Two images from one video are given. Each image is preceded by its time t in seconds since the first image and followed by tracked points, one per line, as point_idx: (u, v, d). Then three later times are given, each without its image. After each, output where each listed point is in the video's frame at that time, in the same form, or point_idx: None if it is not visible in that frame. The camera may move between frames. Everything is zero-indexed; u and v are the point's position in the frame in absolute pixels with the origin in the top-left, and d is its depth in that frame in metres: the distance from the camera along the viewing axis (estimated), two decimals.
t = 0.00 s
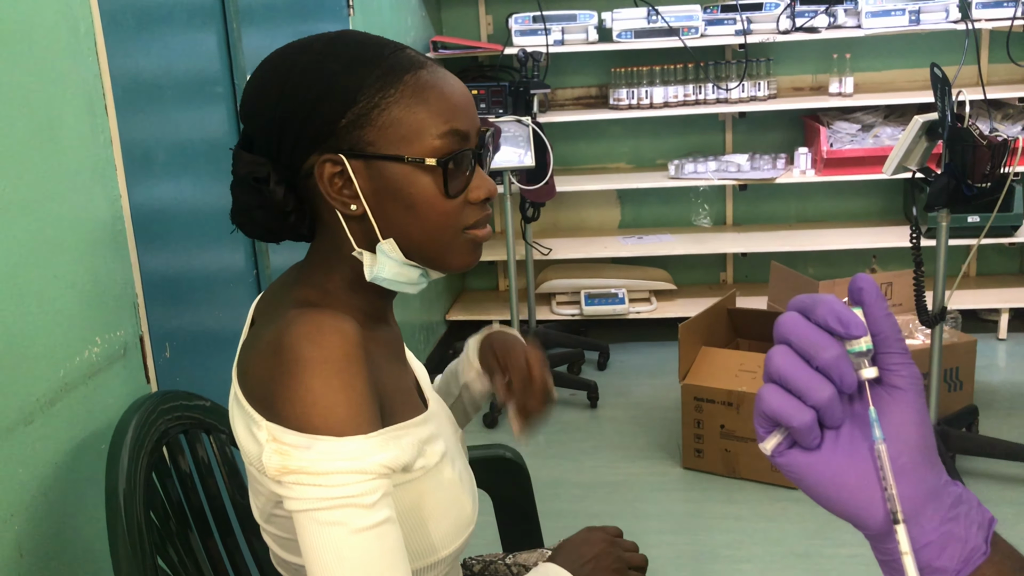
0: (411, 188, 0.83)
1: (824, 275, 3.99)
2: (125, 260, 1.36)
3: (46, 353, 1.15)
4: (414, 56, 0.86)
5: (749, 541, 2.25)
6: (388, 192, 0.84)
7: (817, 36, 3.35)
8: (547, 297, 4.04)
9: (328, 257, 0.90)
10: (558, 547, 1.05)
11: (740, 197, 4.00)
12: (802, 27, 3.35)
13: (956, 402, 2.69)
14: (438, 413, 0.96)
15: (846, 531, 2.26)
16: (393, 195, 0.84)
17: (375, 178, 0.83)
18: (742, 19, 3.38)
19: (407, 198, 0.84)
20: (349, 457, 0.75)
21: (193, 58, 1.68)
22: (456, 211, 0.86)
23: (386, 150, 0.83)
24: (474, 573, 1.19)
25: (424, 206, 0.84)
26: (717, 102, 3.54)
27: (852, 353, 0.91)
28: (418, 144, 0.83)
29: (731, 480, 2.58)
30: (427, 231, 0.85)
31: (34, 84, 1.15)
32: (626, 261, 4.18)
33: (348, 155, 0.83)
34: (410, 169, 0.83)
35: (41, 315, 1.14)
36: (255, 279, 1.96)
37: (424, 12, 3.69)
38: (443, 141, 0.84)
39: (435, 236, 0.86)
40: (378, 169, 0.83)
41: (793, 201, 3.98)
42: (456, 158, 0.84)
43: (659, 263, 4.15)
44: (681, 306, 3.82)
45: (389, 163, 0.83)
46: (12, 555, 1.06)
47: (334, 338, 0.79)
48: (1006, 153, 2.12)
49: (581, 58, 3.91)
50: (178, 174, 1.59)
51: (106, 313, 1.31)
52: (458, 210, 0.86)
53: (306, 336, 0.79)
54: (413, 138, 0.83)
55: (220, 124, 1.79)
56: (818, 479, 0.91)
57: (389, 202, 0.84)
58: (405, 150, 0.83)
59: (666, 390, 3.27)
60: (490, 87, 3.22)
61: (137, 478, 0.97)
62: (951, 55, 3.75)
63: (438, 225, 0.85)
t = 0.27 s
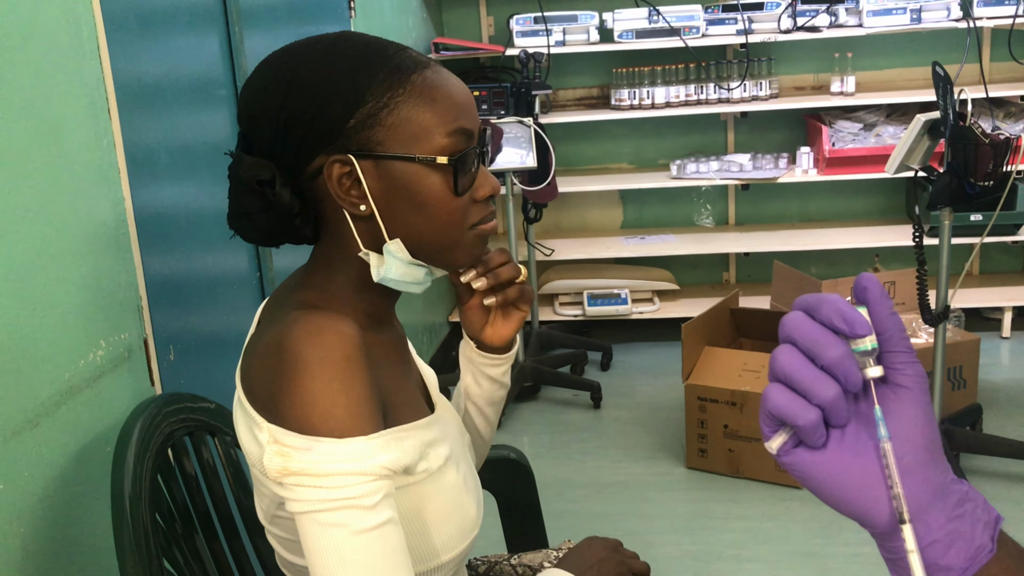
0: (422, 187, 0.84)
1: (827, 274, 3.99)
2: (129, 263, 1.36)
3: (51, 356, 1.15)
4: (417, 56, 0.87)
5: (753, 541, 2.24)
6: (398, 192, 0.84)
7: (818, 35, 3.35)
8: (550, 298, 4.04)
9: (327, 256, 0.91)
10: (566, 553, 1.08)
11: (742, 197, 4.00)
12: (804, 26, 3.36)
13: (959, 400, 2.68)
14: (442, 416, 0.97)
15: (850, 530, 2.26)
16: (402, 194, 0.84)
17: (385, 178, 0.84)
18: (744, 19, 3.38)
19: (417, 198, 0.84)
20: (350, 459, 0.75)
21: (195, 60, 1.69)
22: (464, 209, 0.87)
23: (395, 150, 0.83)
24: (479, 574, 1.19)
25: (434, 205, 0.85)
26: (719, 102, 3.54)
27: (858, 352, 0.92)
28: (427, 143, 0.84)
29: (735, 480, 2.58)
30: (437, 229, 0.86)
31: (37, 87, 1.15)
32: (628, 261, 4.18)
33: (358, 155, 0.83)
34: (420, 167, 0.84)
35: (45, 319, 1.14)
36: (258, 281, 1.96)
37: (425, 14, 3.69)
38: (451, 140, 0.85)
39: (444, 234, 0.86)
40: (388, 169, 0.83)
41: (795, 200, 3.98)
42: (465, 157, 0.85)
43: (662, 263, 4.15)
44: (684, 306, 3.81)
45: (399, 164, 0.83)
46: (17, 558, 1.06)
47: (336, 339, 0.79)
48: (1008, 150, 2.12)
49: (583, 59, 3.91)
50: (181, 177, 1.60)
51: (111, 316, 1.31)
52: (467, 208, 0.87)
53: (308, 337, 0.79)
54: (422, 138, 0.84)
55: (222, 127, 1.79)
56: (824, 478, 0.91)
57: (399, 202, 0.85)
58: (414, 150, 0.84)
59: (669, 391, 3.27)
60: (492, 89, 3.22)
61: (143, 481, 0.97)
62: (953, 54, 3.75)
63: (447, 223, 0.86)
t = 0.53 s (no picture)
0: (441, 188, 0.85)
1: (831, 273, 3.99)
2: (135, 263, 1.37)
3: (59, 356, 1.15)
4: (428, 58, 0.88)
5: (759, 540, 2.24)
6: (418, 193, 0.85)
7: (823, 34, 3.35)
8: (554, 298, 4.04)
9: (338, 256, 0.92)
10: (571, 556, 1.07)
11: (746, 196, 3.99)
12: (808, 25, 3.36)
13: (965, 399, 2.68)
14: (453, 418, 0.98)
15: (856, 530, 2.26)
16: (421, 195, 0.85)
17: (405, 179, 0.85)
18: (748, 18, 3.38)
19: (436, 198, 0.85)
20: (362, 459, 0.75)
21: (201, 61, 1.69)
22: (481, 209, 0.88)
23: (414, 152, 0.84)
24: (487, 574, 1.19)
25: (452, 206, 0.86)
26: (723, 102, 3.54)
27: (869, 350, 0.92)
28: (446, 144, 0.85)
29: (741, 480, 2.58)
30: (456, 228, 0.87)
31: (44, 88, 1.16)
32: (632, 261, 4.18)
33: (377, 158, 0.84)
34: (440, 168, 0.85)
35: (52, 320, 1.14)
36: (264, 282, 1.96)
37: (429, 14, 3.70)
38: (468, 141, 0.86)
39: (462, 234, 0.88)
40: (408, 171, 0.84)
41: (799, 200, 3.97)
42: (482, 157, 0.86)
43: (666, 263, 4.14)
44: (688, 305, 3.81)
45: (418, 165, 0.84)
46: (25, 558, 1.06)
47: (349, 339, 0.80)
48: (1013, 150, 2.14)
49: (586, 59, 3.91)
50: (187, 177, 1.60)
51: (118, 316, 1.31)
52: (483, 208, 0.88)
53: (321, 335, 0.80)
54: (441, 139, 0.85)
55: (228, 128, 1.80)
56: (834, 477, 0.91)
57: (418, 203, 0.86)
58: (433, 151, 0.85)
59: (674, 390, 3.27)
60: (496, 89, 3.25)
61: (152, 480, 0.97)
62: (957, 52, 3.74)
63: (465, 223, 0.87)
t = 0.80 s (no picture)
0: (463, 184, 0.87)
1: (835, 273, 3.98)
2: (141, 263, 1.37)
3: (66, 355, 1.16)
4: (440, 59, 0.89)
5: (763, 540, 2.24)
6: (441, 190, 0.87)
7: (827, 34, 3.35)
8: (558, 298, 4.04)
9: (349, 257, 0.92)
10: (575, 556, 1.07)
11: (751, 196, 3.99)
12: (812, 24, 3.36)
13: (970, 399, 2.68)
14: (461, 420, 0.98)
15: (861, 530, 2.26)
16: (444, 192, 0.87)
17: (428, 177, 0.86)
18: (752, 18, 3.38)
19: (459, 196, 0.87)
20: (370, 461, 0.75)
21: (206, 61, 1.70)
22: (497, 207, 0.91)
23: (435, 150, 0.86)
24: (492, 573, 1.19)
25: (472, 202, 0.88)
26: (727, 101, 3.54)
27: (875, 348, 0.92)
28: (466, 142, 0.87)
29: (745, 479, 2.58)
30: (479, 225, 0.90)
31: (50, 88, 1.16)
32: (636, 260, 4.18)
33: (399, 157, 0.85)
34: (462, 166, 0.87)
35: (59, 319, 1.15)
36: (269, 282, 1.97)
37: (434, 14, 3.70)
38: (486, 140, 0.89)
39: (481, 232, 0.90)
40: (431, 168, 0.86)
41: (803, 199, 3.97)
42: (499, 156, 0.90)
43: (670, 263, 4.14)
44: (693, 305, 3.81)
45: (442, 162, 0.86)
46: (32, 556, 1.07)
47: (357, 339, 0.80)
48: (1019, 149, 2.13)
49: (590, 58, 3.91)
50: (192, 177, 1.61)
51: (124, 316, 1.32)
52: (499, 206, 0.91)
53: (329, 336, 0.80)
54: (462, 136, 0.87)
55: (233, 128, 1.80)
56: (840, 475, 0.91)
57: (441, 200, 0.87)
58: (456, 149, 0.87)
59: (678, 390, 3.27)
60: (500, 88, 3.27)
61: (158, 478, 0.98)
62: (962, 52, 3.73)
63: (485, 220, 0.90)
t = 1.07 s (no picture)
0: (473, 185, 0.90)
1: (837, 272, 3.98)
2: (143, 263, 1.37)
3: (68, 354, 1.16)
4: (446, 59, 0.90)
5: (765, 539, 2.24)
6: (456, 191, 0.89)
7: (829, 33, 3.35)
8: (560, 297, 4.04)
9: (353, 257, 0.92)
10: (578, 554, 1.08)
11: (752, 195, 3.99)
12: (814, 24, 3.37)
13: (972, 398, 2.67)
14: (466, 423, 0.98)
15: (862, 529, 2.26)
16: (455, 192, 0.89)
17: (441, 178, 0.88)
18: (754, 17, 3.38)
19: (468, 196, 0.90)
20: (372, 462, 0.75)
21: (208, 61, 1.70)
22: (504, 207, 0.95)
23: (445, 151, 0.88)
24: (496, 572, 1.19)
25: (480, 204, 0.91)
26: (729, 100, 3.54)
27: (879, 345, 0.91)
28: (476, 144, 0.90)
29: (747, 479, 2.58)
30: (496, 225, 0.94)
31: (52, 88, 1.17)
32: (638, 260, 4.18)
33: (411, 158, 0.86)
34: (469, 167, 0.89)
35: (62, 318, 1.15)
36: (271, 281, 1.97)
37: (435, 14, 3.70)
38: (493, 142, 0.91)
39: (491, 232, 0.93)
40: (442, 170, 0.88)
41: (805, 198, 3.97)
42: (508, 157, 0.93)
43: (672, 262, 4.14)
44: (694, 305, 3.81)
45: (451, 164, 0.88)
46: (35, 554, 1.07)
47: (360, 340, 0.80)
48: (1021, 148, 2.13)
49: (592, 57, 3.91)
50: (194, 176, 1.61)
51: (126, 315, 1.32)
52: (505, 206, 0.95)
53: (332, 336, 0.80)
54: (472, 138, 0.89)
55: (235, 127, 1.80)
56: (842, 474, 0.92)
57: (451, 201, 0.90)
58: (465, 150, 0.89)
59: (680, 389, 3.27)
60: (502, 88, 3.26)
61: (160, 477, 0.98)
62: (964, 51, 3.73)
63: (493, 222, 0.93)
